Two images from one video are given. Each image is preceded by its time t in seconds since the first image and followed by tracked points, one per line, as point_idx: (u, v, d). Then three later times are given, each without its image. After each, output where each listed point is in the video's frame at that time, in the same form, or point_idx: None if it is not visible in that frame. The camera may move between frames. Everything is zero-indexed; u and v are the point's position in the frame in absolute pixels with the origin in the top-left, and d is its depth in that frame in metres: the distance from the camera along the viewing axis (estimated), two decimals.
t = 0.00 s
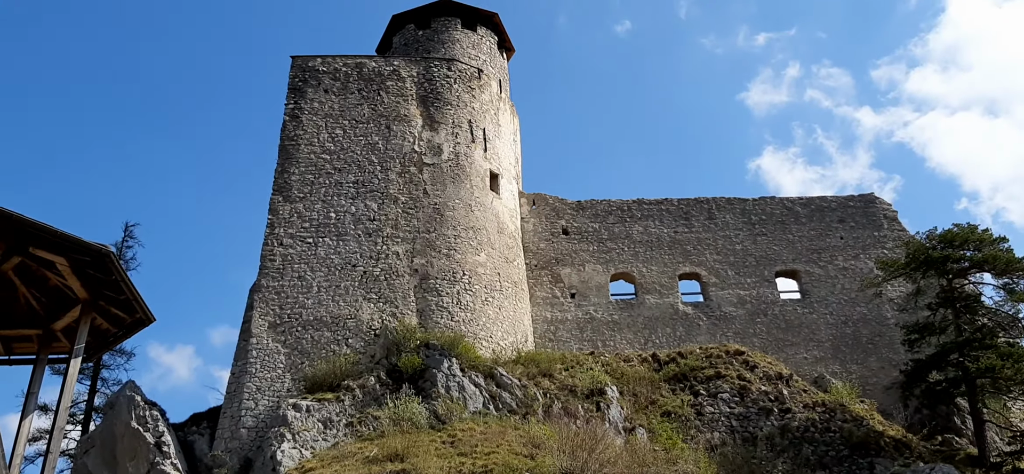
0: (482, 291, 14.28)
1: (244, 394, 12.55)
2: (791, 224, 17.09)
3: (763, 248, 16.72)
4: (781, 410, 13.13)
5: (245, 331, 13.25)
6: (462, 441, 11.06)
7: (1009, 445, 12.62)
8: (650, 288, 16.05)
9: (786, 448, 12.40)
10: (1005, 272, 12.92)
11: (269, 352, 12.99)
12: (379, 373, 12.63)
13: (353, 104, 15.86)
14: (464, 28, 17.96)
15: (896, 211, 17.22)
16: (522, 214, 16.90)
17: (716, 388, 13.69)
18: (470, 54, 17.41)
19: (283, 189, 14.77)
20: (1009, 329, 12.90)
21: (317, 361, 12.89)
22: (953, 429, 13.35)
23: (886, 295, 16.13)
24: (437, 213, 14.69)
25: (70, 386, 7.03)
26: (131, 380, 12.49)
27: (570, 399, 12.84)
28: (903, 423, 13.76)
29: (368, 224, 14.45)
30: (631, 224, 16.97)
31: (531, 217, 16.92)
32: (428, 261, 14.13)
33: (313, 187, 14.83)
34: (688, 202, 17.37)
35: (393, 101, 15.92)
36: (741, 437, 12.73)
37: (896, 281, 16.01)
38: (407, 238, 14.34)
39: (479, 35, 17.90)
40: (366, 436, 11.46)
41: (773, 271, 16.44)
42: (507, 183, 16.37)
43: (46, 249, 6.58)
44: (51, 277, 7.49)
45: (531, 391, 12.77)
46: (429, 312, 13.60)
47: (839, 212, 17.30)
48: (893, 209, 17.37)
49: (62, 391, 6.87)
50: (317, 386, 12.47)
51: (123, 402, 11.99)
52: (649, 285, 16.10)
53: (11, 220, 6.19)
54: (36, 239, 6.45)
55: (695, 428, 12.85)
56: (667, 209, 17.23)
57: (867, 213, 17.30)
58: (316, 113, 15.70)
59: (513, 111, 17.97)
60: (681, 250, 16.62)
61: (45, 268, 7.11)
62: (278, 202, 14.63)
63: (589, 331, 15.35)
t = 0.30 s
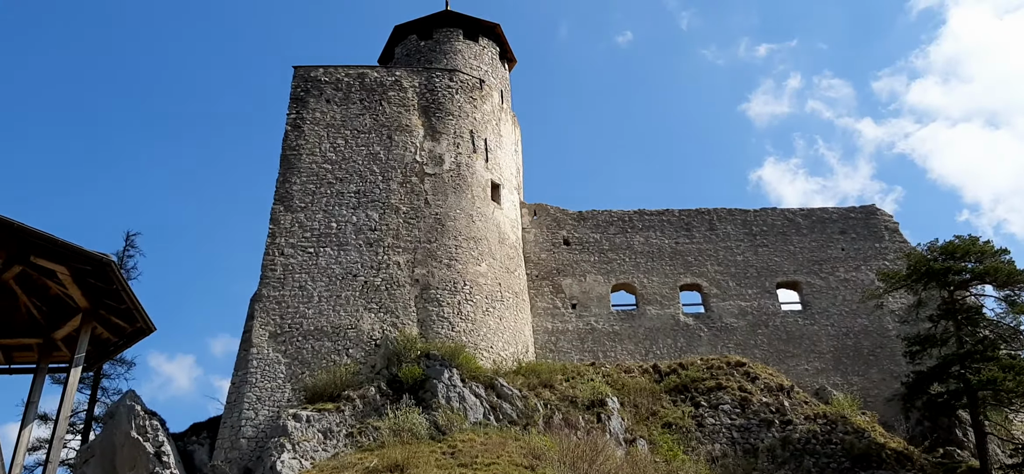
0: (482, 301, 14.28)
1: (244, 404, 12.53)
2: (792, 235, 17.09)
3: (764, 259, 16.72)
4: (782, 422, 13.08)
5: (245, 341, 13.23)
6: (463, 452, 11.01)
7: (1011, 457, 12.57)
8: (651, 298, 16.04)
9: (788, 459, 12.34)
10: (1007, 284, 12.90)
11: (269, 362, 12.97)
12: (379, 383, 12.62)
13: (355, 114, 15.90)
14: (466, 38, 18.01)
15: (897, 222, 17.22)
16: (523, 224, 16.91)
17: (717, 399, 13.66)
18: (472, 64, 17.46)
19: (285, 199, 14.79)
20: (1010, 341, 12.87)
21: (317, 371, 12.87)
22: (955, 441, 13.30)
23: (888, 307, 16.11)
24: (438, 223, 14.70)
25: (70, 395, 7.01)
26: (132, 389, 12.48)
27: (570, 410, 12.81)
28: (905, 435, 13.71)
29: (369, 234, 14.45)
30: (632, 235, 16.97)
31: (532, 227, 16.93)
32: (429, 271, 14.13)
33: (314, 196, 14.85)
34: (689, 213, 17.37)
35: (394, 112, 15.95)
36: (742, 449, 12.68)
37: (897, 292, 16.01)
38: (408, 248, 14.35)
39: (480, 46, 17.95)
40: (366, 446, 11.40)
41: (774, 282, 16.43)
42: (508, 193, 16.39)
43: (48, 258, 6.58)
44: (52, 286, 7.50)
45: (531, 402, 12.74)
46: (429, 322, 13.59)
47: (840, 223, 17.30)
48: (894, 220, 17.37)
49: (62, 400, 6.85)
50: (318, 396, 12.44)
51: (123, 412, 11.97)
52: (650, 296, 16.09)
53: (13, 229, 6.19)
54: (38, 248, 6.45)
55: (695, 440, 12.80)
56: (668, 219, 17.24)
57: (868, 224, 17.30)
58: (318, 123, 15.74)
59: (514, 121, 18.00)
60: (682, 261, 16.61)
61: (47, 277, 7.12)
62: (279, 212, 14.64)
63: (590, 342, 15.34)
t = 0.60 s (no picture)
0: (483, 309, 14.26)
1: (245, 411, 12.50)
2: (794, 244, 17.08)
3: (766, 267, 16.70)
4: (784, 430, 13.03)
5: (245, 347, 13.22)
6: (463, 459, 10.96)
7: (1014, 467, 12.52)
8: (652, 306, 16.02)
9: (789, 468, 12.27)
10: (1009, 293, 12.87)
11: (269, 369, 12.95)
12: (380, 391, 12.60)
13: (356, 121, 15.92)
14: (468, 45, 18.04)
15: (899, 230, 17.21)
16: (524, 231, 16.91)
17: (718, 407, 13.63)
18: (474, 72, 17.49)
19: (286, 206, 14.80)
20: (1013, 350, 12.84)
21: (318, 378, 12.85)
22: (956, 450, 13.26)
23: (889, 316, 16.09)
24: (439, 231, 14.70)
25: (70, 401, 6.99)
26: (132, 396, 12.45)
27: (571, 418, 12.77)
28: (906, 444, 13.67)
29: (370, 240, 14.45)
30: (633, 243, 16.97)
31: (533, 235, 16.93)
32: (430, 278, 14.12)
33: (315, 203, 14.86)
34: (691, 221, 17.37)
35: (396, 119, 15.97)
36: (743, 457, 12.63)
37: (899, 301, 15.99)
38: (409, 255, 14.35)
39: (482, 53, 17.99)
40: (366, 454, 11.35)
41: (775, 291, 16.41)
42: (509, 201, 16.39)
43: (49, 263, 6.57)
44: (52, 291, 7.48)
45: (532, 410, 12.72)
46: (430, 329, 13.57)
47: (841, 231, 17.29)
48: (895, 229, 17.36)
49: (62, 407, 6.83)
50: (318, 403, 12.42)
51: (123, 418, 11.94)
52: (651, 304, 16.08)
53: (12, 234, 6.18)
54: (38, 253, 6.44)
55: (697, 448, 12.76)
56: (669, 227, 17.23)
57: (870, 232, 17.29)
58: (320, 129, 15.76)
59: (516, 128, 18.01)
60: (683, 268, 16.60)
61: (47, 282, 7.11)
62: (281, 218, 14.64)
63: (591, 350, 15.31)
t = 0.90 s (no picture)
0: (483, 313, 14.26)
1: (244, 414, 12.48)
2: (794, 249, 17.08)
3: (766, 273, 16.71)
4: (784, 436, 13.01)
5: (245, 351, 13.21)
6: (463, 464, 10.93)
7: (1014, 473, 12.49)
8: (652, 311, 16.02)
9: None
10: (1009, 299, 12.86)
11: (269, 373, 12.94)
12: (380, 395, 12.59)
13: (357, 125, 15.94)
14: (469, 50, 18.07)
15: (899, 236, 17.21)
16: (524, 236, 16.92)
17: (718, 413, 13.62)
18: (474, 76, 17.51)
19: (287, 210, 14.81)
20: (1013, 356, 12.82)
21: (317, 382, 12.84)
22: (957, 457, 13.24)
23: (889, 322, 16.08)
24: (439, 235, 14.71)
25: (69, 404, 6.98)
26: (132, 399, 12.45)
27: (570, 423, 12.75)
28: (907, 450, 13.66)
29: (371, 245, 14.46)
30: (633, 248, 16.97)
31: (533, 239, 16.94)
32: (430, 283, 14.12)
33: (316, 207, 14.87)
34: (691, 226, 17.37)
35: (397, 123, 15.99)
36: (743, 463, 12.61)
37: (899, 307, 15.98)
38: (409, 260, 14.35)
39: (483, 58, 18.01)
40: (366, 458, 11.32)
41: (775, 296, 16.41)
42: (510, 205, 16.41)
43: (49, 266, 6.57)
44: (52, 294, 7.48)
45: (531, 414, 12.70)
46: (430, 334, 13.57)
47: (842, 237, 17.29)
48: (895, 234, 17.36)
49: (61, 409, 6.82)
50: (318, 408, 12.41)
51: (123, 422, 11.93)
52: (651, 309, 16.07)
53: (12, 237, 6.19)
54: (38, 256, 6.44)
55: (696, 453, 12.74)
56: (669, 232, 17.24)
57: (870, 238, 17.29)
58: (320, 134, 15.78)
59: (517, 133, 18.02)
60: (683, 274, 16.60)
61: (47, 285, 7.11)
62: (281, 222, 14.66)
63: (591, 355, 15.31)
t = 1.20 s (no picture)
0: (483, 315, 14.25)
1: (243, 415, 12.46)
2: (794, 252, 17.08)
3: (765, 275, 16.70)
4: (783, 439, 12.99)
5: (244, 352, 13.19)
6: (462, 466, 10.91)
7: None
8: (652, 314, 16.01)
9: None
10: (1009, 302, 12.85)
11: (268, 374, 12.93)
12: (379, 396, 12.58)
13: (357, 127, 15.94)
14: (469, 52, 18.07)
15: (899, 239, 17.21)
16: (524, 238, 16.92)
17: (718, 415, 13.60)
18: (474, 78, 17.51)
19: (287, 211, 14.80)
20: (1013, 359, 12.81)
21: (317, 383, 12.83)
22: (956, 460, 13.22)
23: (889, 325, 16.07)
24: (439, 237, 14.70)
25: (68, 404, 6.96)
26: (131, 400, 12.43)
27: (570, 425, 12.74)
28: (906, 453, 13.65)
29: (370, 246, 14.46)
30: (633, 250, 16.97)
31: (533, 241, 16.93)
32: (430, 284, 14.11)
33: (315, 208, 14.86)
34: (691, 228, 17.37)
35: (397, 124, 15.99)
36: (742, 465, 12.59)
37: (899, 310, 15.98)
38: (409, 261, 14.35)
39: (483, 60, 18.01)
40: (364, 459, 11.30)
41: (775, 299, 16.41)
42: (510, 207, 16.40)
43: (48, 267, 6.56)
44: (51, 294, 7.47)
45: (531, 416, 12.69)
46: (429, 335, 13.56)
47: (841, 239, 17.30)
48: (895, 237, 17.36)
49: (60, 409, 6.81)
50: (317, 409, 12.40)
51: (122, 423, 11.91)
52: (650, 311, 16.06)
53: (12, 237, 6.18)
54: (38, 256, 6.43)
55: (696, 456, 12.72)
56: (669, 234, 17.24)
57: (870, 241, 17.29)
58: (321, 135, 15.77)
59: (517, 135, 18.02)
60: (682, 276, 16.60)
61: (46, 285, 7.10)
62: (281, 223, 14.65)
63: (591, 357, 15.30)
